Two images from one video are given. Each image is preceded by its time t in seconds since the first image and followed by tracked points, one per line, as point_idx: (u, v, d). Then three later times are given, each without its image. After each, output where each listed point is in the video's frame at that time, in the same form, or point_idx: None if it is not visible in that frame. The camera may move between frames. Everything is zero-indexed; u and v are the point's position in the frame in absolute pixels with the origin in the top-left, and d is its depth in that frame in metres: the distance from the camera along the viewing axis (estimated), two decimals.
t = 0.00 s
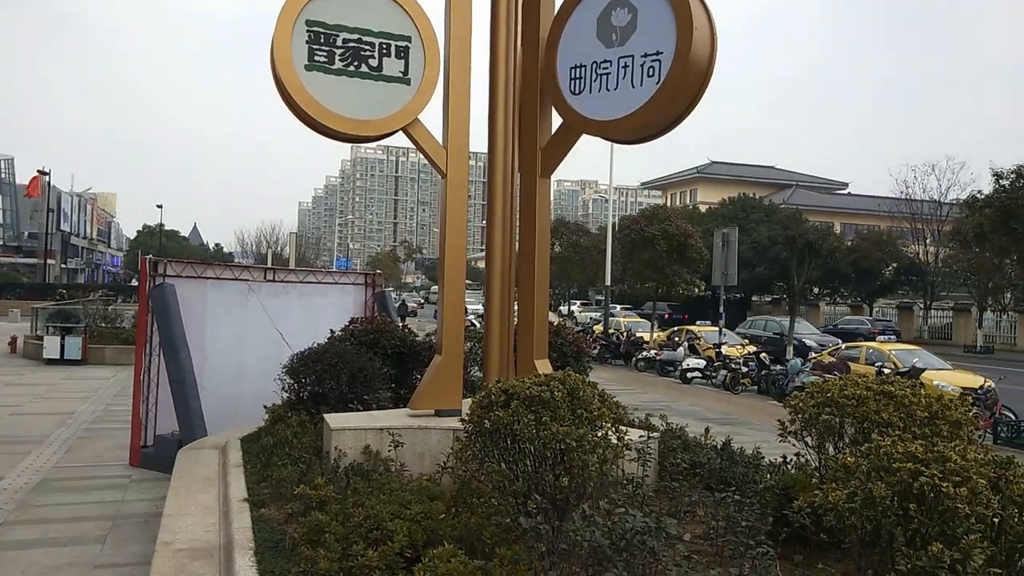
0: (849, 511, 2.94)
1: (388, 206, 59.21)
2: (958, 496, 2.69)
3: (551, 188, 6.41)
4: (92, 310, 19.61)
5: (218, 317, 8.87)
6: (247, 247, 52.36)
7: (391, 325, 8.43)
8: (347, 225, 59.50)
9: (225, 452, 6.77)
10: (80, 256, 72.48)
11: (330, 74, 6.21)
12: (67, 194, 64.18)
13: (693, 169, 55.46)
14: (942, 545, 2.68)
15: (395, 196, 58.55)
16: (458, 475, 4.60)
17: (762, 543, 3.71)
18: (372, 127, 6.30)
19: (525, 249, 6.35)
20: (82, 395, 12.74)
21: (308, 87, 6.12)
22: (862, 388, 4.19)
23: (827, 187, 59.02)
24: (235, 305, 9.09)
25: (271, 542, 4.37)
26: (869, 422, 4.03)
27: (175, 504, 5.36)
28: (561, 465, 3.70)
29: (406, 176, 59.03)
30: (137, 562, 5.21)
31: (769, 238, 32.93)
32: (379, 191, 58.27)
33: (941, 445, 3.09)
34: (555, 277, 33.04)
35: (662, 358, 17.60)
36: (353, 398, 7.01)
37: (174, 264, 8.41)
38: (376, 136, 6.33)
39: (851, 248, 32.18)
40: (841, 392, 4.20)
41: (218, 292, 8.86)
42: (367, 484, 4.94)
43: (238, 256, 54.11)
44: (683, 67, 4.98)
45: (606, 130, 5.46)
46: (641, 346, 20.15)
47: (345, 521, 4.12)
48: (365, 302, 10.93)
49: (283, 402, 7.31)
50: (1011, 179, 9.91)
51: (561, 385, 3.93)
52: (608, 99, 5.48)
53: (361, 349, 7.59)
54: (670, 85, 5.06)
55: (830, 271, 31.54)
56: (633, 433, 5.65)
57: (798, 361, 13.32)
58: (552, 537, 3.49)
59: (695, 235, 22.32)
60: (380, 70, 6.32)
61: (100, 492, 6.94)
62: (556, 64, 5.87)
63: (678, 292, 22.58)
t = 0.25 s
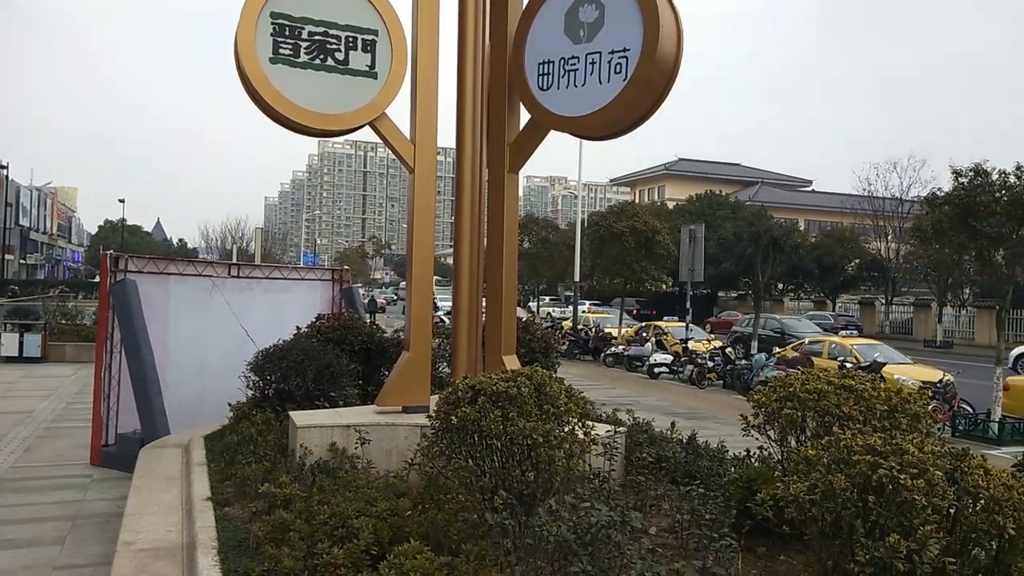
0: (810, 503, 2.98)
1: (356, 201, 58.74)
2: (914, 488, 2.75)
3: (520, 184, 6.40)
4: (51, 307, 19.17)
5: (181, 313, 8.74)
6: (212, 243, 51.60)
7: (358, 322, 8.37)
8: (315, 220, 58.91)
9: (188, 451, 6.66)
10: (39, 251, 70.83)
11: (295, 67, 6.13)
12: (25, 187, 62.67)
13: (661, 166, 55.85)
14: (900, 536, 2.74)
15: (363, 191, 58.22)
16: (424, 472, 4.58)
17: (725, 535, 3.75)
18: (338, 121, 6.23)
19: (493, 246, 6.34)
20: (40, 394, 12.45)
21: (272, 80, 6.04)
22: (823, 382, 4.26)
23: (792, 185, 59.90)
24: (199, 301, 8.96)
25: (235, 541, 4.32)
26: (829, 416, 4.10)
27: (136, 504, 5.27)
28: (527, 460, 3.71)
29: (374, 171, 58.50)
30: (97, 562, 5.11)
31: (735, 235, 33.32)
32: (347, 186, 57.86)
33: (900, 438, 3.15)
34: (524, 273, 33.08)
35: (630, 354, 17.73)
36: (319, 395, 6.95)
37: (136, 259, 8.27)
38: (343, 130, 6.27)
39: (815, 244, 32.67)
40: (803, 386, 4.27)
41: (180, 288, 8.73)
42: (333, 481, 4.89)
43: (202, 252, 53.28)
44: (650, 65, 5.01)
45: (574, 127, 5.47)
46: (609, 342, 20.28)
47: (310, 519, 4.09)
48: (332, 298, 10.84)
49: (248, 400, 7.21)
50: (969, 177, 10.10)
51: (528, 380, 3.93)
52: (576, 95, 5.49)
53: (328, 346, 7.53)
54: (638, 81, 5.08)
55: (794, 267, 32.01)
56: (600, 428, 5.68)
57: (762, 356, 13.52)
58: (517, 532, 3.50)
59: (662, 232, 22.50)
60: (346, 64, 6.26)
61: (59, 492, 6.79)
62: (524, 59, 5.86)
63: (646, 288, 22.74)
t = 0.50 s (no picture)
0: (781, 501, 3.01)
1: (335, 198, 58.37)
2: (885, 485, 2.79)
3: (498, 182, 6.40)
4: (22, 303, 18.85)
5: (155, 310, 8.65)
6: (188, 239, 51.01)
7: (336, 319, 8.33)
8: (292, 217, 58.48)
9: (162, 449, 6.58)
10: (10, 246, 69.60)
11: (272, 62, 6.08)
12: None
13: (640, 166, 56.12)
14: (870, 533, 2.78)
15: (342, 188, 57.88)
16: (401, 470, 4.57)
17: (699, 533, 3.78)
18: (316, 117, 6.19)
19: (472, 243, 6.34)
20: (11, 391, 12.24)
21: (249, 75, 5.98)
22: (796, 380, 4.31)
23: (769, 185, 60.45)
24: (174, 298, 8.87)
25: (209, 540, 4.28)
26: (803, 414, 4.14)
27: (108, 503, 5.19)
28: (504, 459, 3.70)
29: (353, 167, 58.15)
30: (69, 562, 5.03)
31: (713, 235, 33.57)
32: (326, 182, 57.46)
33: (872, 436, 3.18)
34: (503, 271, 33.07)
35: (608, 352, 17.80)
36: (295, 393, 6.90)
37: (109, 255, 8.17)
38: (321, 126, 6.23)
39: (791, 245, 33.00)
40: (777, 384, 4.31)
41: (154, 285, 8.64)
42: (309, 480, 4.86)
43: (178, 248, 52.65)
44: (628, 64, 5.03)
45: (553, 125, 5.48)
46: (588, 340, 20.34)
47: (285, 518, 4.06)
48: (309, 295, 10.77)
49: (223, 398, 7.15)
50: (942, 179, 10.26)
51: (505, 378, 3.93)
52: (555, 94, 5.50)
53: (305, 343, 7.48)
54: (616, 80, 5.10)
55: (770, 267, 32.31)
56: (577, 426, 5.70)
57: (738, 355, 13.64)
58: (493, 530, 3.50)
59: (641, 231, 22.61)
60: (324, 59, 6.21)
61: (29, 491, 6.68)
62: (503, 58, 5.86)
63: (624, 287, 22.85)
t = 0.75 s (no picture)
0: (752, 500, 3.04)
1: (311, 198, 57.97)
2: (853, 484, 2.83)
3: (475, 183, 6.40)
4: None
5: (127, 310, 8.55)
6: (161, 238, 50.37)
7: (311, 320, 8.28)
8: (268, 216, 58.00)
9: (133, 452, 6.49)
10: None
11: (246, 60, 6.02)
12: None
13: (617, 168, 56.38)
14: (839, 531, 2.82)
15: (318, 188, 57.50)
16: (375, 471, 4.56)
17: (672, 532, 3.81)
18: (291, 116, 6.15)
19: (448, 244, 6.33)
20: None
21: (223, 73, 5.93)
22: (768, 380, 4.36)
23: (744, 188, 61.04)
24: (146, 298, 8.77)
25: (181, 543, 4.23)
26: (774, 413, 4.20)
27: (77, 506, 5.12)
28: (478, 459, 3.71)
29: (330, 167, 57.77)
30: (36, 566, 4.95)
31: (689, 237, 33.82)
32: (302, 182, 57.04)
33: (840, 436, 3.23)
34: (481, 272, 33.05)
35: (585, 353, 17.86)
36: (269, 394, 6.84)
37: (79, 255, 8.07)
38: (296, 125, 6.20)
39: (765, 247, 33.36)
40: (749, 385, 4.36)
41: (126, 285, 8.54)
42: (282, 482, 4.83)
43: (151, 247, 51.99)
44: (604, 67, 5.06)
45: (530, 126, 5.49)
46: (565, 341, 20.40)
47: (257, 520, 4.03)
48: (284, 296, 10.70)
49: (196, 399, 7.07)
50: (914, 182, 10.43)
51: (480, 379, 3.93)
52: (531, 95, 5.51)
53: (279, 344, 7.42)
54: (591, 82, 5.13)
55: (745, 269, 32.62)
56: (552, 427, 5.71)
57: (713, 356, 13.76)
58: (466, 531, 3.50)
59: (618, 232, 22.72)
60: (299, 58, 6.18)
61: None
62: (479, 59, 5.86)
63: (601, 288, 22.94)
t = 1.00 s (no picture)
0: (712, 496, 3.09)
1: (275, 196, 57.24)
2: (810, 480, 2.89)
3: (440, 182, 6.39)
4: None
5: (85, 310, 8.40)
6: (120, 236, 49.30)
7: (274, 320, 8.19)
8: (231, 215, 57.13)
9: (91, 455, 6.35)
10: None
11: (207, 56, 5.94)
12: None
13: (584, 168, 56.65)
14: (795, 525, 2.88)
15: (282, 186, 56.80)
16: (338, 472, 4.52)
17: (634, 529, 3.86)
18: (252, 114, 6.08)
19: (413, 243, 6.31)
20: None
21: (182, 69, 5.83)
22: (729, 378, 4.42)
23: (708, 189, 61.76)
24: (104, 298, 8.62)
25: (139, 547, 4.16)
26: (734, 411, 4.26)
27: (32, 510, 5.00)
28: (443, 459, 3.70)
29: (295, 165, 57.05)
30: None
31: (654, 236, 34.11)
32: (266, 180, 56.26)
33: (798, 432, 3.28)
34: (448, 271, 32.93)
35: (552, 352, 17.91)
36: (231, 395, 6.74)
37: (35, 254, 7.93)
38: (258, 123, 6.12)
39: (729, 246, 33.79)
40: (711, 382, 4.42)
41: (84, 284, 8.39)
42: (244, 483, 4.77)
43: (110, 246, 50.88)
44: (568, 67, 5.08)
45: (495, 126, 5.50)
46: (532, 340, 20.43)
47: (218, 523, 3.98)
48: (246, 296, 10.57)
49: (155, 401, 6.94)
50: (873, 183, 10.63)
51: (444, 379, 3.92)
52: (496, 95, 5.52)
53: (241, 345, 7.33)
54: (556, 83, 5.15)
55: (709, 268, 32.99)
56: (517, 426, 5.73)
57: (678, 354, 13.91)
58: (429, 531, 3.51)
59: (584, 232, 22.83)
60: (261, 55, 6.10)
61: None
62: (444, 58, 5.85)
63: (568, 287, 23.02)
